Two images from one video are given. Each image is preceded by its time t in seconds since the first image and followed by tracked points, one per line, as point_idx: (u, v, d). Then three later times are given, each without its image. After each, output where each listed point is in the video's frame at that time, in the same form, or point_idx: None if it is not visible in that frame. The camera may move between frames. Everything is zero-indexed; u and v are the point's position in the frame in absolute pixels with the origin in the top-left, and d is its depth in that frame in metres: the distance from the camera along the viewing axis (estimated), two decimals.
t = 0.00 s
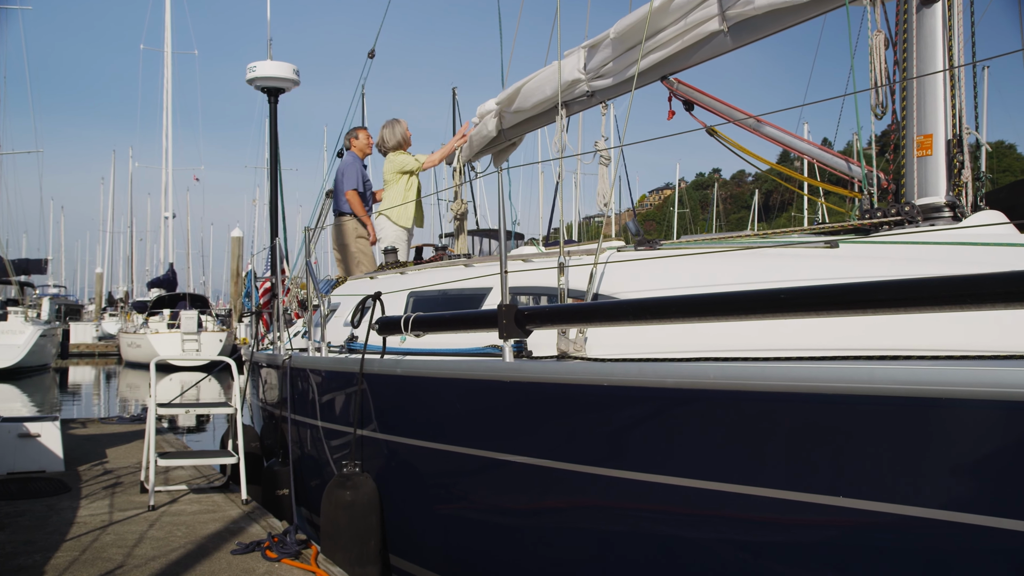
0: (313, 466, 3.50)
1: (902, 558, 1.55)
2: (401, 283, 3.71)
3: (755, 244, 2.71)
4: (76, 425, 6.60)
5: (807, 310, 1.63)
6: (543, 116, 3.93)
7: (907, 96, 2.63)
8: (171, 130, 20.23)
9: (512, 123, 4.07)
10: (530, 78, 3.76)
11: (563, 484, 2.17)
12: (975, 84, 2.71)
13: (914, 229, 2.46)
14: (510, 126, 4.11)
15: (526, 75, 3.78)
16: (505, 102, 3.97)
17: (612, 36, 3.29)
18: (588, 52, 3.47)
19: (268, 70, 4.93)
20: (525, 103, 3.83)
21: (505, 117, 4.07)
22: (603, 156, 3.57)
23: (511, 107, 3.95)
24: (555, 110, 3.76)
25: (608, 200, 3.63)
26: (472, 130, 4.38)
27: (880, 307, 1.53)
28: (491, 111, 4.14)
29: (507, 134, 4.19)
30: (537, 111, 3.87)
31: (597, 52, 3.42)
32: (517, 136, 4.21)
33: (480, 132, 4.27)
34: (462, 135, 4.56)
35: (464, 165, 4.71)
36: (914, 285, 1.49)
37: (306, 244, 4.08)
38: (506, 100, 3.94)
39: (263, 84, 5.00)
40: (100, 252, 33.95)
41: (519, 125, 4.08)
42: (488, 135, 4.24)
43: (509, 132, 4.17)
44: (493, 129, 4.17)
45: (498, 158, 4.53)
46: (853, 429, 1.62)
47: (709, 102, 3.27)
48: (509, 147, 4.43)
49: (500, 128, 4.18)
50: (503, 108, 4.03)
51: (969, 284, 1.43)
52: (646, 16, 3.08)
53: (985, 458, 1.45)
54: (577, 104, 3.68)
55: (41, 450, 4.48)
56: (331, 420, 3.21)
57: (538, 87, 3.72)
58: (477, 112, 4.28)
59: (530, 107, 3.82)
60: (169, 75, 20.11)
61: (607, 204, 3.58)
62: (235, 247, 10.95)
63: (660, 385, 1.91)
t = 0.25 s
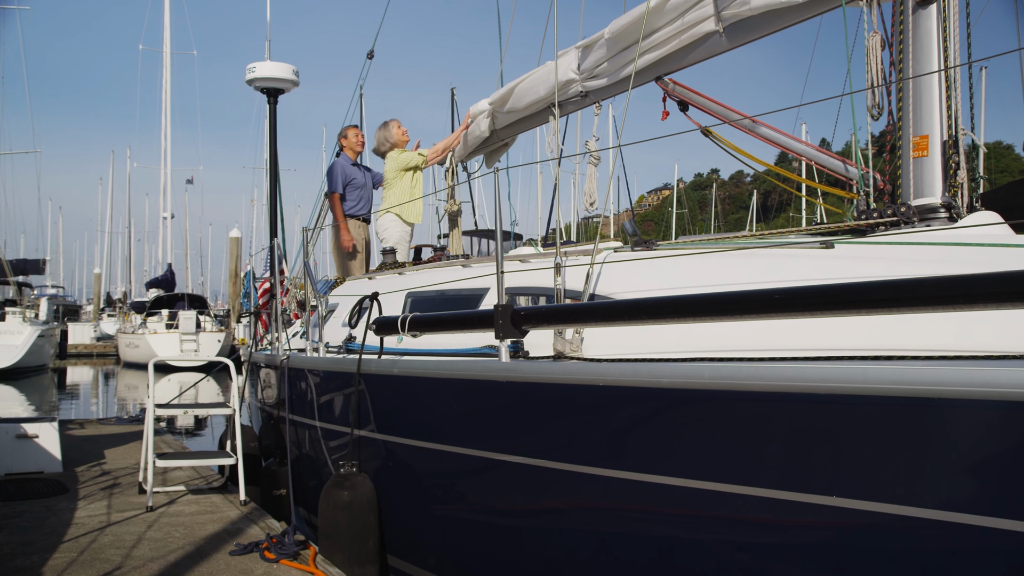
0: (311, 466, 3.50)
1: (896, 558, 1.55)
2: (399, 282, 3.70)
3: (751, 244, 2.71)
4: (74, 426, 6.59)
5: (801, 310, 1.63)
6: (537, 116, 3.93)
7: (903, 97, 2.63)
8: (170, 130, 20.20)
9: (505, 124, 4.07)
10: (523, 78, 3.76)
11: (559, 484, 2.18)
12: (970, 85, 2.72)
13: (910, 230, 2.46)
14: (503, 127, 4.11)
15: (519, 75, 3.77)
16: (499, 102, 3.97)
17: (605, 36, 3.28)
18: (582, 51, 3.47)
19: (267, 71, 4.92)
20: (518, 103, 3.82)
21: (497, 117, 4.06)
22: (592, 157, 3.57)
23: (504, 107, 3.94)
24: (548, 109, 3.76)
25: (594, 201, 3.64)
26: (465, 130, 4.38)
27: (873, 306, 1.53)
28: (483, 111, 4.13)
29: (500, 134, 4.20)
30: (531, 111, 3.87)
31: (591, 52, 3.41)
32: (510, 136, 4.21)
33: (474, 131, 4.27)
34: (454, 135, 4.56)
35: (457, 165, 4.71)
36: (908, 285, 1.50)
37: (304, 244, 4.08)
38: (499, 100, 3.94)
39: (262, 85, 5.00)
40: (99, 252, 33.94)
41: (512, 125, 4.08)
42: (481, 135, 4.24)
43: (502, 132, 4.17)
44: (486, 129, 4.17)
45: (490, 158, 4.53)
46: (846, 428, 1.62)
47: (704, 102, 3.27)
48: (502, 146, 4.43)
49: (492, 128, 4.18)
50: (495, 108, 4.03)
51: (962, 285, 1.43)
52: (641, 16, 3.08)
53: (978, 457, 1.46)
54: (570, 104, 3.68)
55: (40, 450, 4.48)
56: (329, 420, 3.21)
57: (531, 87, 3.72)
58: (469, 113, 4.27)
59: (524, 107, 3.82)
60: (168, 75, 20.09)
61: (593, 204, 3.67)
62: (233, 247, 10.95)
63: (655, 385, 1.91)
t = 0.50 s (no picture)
0: (307, 468, 3.49)
1: (889, 560, 1.56)
2: (396, 284, 3.70)
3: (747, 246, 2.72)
4: (71, 428, 6.58)
5: (793, 313, 1.63)
6: (534, 117, 3.93)
7: (898, 97, 2.63)
8: (168, 131, 20.18)
9: (502, 125, 4.07)
10: (520, 79, 3.76)
11: (555, 486, 2.18)
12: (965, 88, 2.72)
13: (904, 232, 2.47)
14: (500, 128, 4.11)
15: (516, 77, 3.77)
16: (495, 104, 3.97)
17: (601, 37, 3.29)
18: (577, 53, 3.47)
19: (266, 73, 4.91)
20: (515, 104, 3.82)
21: (494, 119, 4.06)
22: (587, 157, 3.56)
23: (501, 109, 3.94)
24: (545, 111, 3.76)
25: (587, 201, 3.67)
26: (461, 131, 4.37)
27: (867, 308, 1.53)
28: (480, 112, 4.13)
29: (497, 135, 4.19)
30: (528, 113, 3.87)
31: (587, 53, 3.41)
32: (506, 137, 4.21)
33: (471, 132, 4.26)
34: (452, 136, 4.55)
35: (454, 166, 4.71)
36: (899, 288, 1.50)
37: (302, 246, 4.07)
38: (496, 101, 3.94)
39: (260, 87, 4.99)
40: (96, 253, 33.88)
41: (509, 126, 4.08)
42: (478, 136, 4.23)
43: (499, 133, 4.17)
44: (483, 131, 4.16)
45: (488, 159, 4.52)
46: (838, 429, 1.63)
47: (700, 104, 3.27)
48: (499, 148, 4.43)
49: (489, 130, 4.17)
50: (492, 109, 4.03)
51: (954, 287, 1.43)
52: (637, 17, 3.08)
53: (970, 458, 1.47)
54: (567, 105, 3.67)
55: (36, 453, 4.47)
56: (326, 422, 3.21)
57: (528, 88, 3.72)
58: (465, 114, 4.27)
59: (520, 108, 3.82)
60: (166, 77, 20.07)
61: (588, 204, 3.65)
62: (231, 248, 10.93)
63: (649, 387, 1.91)
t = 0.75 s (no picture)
0: (304, 470, 3.49)
1: (881, 562, 1.56)
2: (393, 286, 3.70)
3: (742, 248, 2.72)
4: (68, 430, 6.57)
5: (785, 316, 1.64)
6: (533, 120, 3.93)
7: (891, 100, 2.63)
8: (165, 133, 20.17)
9: (501, 127, 4.07)
10: (519, 82, 3.77)
11: (549, 489, 2.18)
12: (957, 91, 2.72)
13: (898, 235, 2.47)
14: (499, 130, 4.11)
15: (514, 80, 3.78)
16: (494, 106, 3.97)
17: (600, 40, 3.30)
18: (576, 56, 3.47)
19: (262, 75, 4.91)
20: (514, 107, 3.83)
21: (494, 122, 4.07)
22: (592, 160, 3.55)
23: (500, 111, 3.95)
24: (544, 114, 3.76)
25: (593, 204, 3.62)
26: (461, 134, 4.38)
27: (857, 312, 1.54)
28: (480, 115, 4.13)
29: (497, 138, 4.19)
30: (526, 115, 3.87)
31: (586, 56, 3.42)
32: (507, 140, 4.21)
33: (470, 135, 4.26)
34: (452, 139, 4.55)
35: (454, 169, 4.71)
36: (891, 291, 1.51)
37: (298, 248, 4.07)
38: (496, 104, 3.95)
39: (257, 89, 4.99)
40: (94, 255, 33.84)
41: (508, 129, 4.08)
42: (478, 139, 4.23)
43: (498, 136, 4.17)
44: (483, 134, 4.16)
45: (488, 162, 4.52)
46: (828, 432, 1.64)
47: (697, 106, 3.27)
48: (499, 151, 4.42)
49: (488, 133, 4.17)
50: (492, 112, 4.04)
51: (944, 291, 1.44)
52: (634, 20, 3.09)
53: (958, 462, 1.47)
54: (566, 108, 3.67)
55: (33, 455, 4.46)
56: (322, 424, 3.20)
57: (526, 91, 3.72)
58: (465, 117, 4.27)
59: (519, 111, 3.83)
60: (164, 78, 20.06)
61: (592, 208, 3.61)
62: (229, 250, 10.93)
63: (642, 390, 1.92)
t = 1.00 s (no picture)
0: (300, 473, 3.49)
1: (873, 564, 1.57)
2: (390, 288, 3.70)
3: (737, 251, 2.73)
4: (64, 432, 6.55)
5: (778, 319, 1.65)
6: (532, 121, 3.93)
7: (885, 102, 2.65)
8: (162, 135, 20.14)
9: (500, 130, 4.07)
10: (516, 85, 3.77)
11: (545, 491, 2.18)
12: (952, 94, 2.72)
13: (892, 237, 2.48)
14: (498, 133, 4.11)
15: (512, 82, 3.78)
16: (493, 109, 3.97)
17: (596, 43, 3.31)
18: (574, 58, 3.47)
19: (259, 77, 4.91)
20: (512, 110, 3.83)
21: (492, 124, 4.07)
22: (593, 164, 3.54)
23: (499, 114, 3.95)
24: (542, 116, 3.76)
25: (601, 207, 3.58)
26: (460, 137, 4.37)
27: (849, 315, 1.55)
28: (479, 118, 4.13)
29: (497, 140, 4.19)
30: (525, 118, 3.87)
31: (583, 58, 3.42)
32: (506, 142, 4.21)
33: (469, 138, 4.26)
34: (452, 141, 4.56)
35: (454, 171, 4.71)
36: (883, 294, 1.51)
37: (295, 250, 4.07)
38: (494, 106, 3.95)
39: (254, 91, 4.99)
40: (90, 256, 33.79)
41: (507, 131, 4.08)
42: (477, 141, 4.23)
43: (497, 138, 4.17)
44: (482, 136, 4.16)
45: (488, 163, 4.52)
46: (822, 434, 1.64)
47: (693, 108, 3.28)
48: (498, 152, 4.42)
49: (487, 135, 4.17)
50: (490, 115, 4.04)
51: (936, 294, 1.44)
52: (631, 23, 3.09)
53: (949, 464, 1.48)
54: (565, 110, 3.68)
55: (29, 457, 4.45)
56: (318, 426, 3.20)
57: (524, 94, 3.72)
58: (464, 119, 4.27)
59: (518, 114, 3.83)
60: (161, 80, 20.06)
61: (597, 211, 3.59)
62: (226, 252, 10.92)
63: (636, 392, 1.93)
